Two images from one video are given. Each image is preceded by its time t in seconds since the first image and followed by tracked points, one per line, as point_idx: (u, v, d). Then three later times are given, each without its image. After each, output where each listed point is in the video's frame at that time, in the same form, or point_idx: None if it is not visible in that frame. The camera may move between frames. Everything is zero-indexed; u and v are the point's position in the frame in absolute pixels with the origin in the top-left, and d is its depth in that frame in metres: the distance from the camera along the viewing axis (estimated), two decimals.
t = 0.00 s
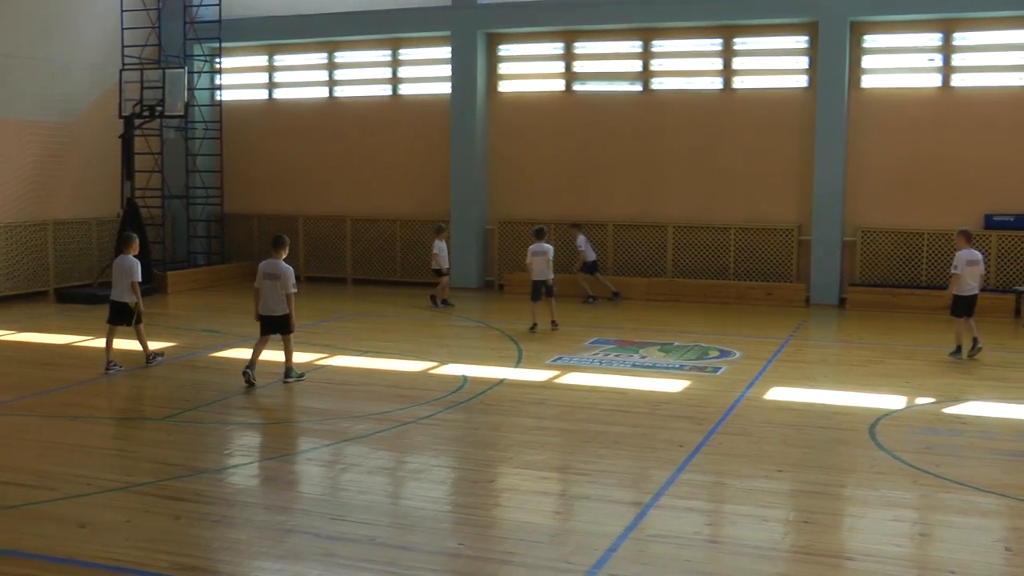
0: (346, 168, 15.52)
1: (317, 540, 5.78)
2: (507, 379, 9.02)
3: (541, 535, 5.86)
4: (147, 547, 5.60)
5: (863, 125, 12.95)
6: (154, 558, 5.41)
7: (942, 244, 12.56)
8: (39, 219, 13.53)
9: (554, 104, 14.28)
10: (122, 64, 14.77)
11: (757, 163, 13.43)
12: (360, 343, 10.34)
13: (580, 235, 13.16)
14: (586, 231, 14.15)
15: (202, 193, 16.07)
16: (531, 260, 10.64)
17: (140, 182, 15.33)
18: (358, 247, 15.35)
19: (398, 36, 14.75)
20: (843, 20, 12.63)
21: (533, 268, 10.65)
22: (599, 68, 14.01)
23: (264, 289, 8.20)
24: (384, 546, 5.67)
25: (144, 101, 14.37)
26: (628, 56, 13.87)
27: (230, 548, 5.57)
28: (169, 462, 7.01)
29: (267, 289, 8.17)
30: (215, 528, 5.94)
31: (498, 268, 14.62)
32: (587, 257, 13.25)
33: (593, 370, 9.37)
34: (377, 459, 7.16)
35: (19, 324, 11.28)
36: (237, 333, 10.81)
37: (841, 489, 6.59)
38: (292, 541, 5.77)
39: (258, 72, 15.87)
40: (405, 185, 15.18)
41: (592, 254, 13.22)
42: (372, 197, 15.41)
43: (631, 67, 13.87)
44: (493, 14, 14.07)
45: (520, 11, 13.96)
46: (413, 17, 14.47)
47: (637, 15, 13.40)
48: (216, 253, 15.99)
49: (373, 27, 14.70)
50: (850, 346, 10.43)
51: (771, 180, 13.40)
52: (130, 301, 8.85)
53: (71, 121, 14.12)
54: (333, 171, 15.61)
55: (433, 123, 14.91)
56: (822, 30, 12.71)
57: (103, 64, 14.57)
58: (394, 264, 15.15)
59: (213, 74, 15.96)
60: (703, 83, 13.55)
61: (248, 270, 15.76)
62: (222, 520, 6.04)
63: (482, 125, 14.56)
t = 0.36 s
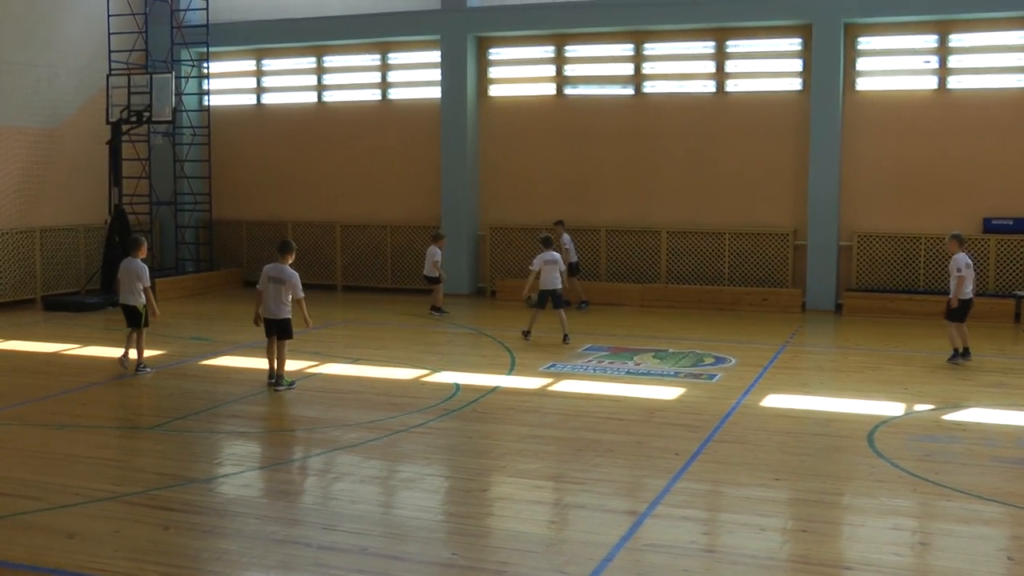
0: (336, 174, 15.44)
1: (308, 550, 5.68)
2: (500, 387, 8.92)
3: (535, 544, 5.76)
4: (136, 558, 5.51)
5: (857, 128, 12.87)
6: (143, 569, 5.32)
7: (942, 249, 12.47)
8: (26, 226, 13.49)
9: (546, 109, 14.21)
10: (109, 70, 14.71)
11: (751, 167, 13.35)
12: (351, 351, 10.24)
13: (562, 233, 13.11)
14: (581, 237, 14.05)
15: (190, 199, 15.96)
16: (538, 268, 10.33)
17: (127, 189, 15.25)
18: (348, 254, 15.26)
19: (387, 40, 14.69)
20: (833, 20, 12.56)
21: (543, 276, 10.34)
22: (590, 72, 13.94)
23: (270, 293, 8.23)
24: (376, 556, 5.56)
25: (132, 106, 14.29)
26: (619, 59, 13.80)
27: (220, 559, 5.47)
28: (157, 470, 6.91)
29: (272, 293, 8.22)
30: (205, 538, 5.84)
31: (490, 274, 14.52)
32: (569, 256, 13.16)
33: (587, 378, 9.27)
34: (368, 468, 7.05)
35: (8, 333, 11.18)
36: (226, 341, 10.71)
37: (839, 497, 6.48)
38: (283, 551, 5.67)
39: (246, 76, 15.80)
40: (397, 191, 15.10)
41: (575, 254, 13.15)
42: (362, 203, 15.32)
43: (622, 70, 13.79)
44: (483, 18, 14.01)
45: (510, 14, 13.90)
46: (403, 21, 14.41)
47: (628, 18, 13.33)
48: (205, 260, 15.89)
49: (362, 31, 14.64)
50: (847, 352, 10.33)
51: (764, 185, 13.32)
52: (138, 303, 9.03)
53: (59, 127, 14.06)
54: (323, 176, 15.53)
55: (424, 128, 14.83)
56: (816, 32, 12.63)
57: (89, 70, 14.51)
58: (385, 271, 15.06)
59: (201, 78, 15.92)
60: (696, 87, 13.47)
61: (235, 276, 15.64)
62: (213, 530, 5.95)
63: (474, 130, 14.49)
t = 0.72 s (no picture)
0: (348, 181, 15.38)
1: (318, 561, 5.58)
2: (513, 397, 8.81)
3: (549, 557, 5.64)
4: (145, 568, 5.44)
5: (875, 135, 12.74)
6: None
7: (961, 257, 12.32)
8: (35, 233, 13.46)
9: (559, 115, 14.12)
10: (119, 75, 14.72)
11: (767, 174, 13.23)
12: (361, 360, 10.15)
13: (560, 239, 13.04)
14: (594, 244, 13.95)
15: (200, 207, 15.95)
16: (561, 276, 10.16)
17: (138, 196, 15.25)
18: (360, 262, 15.20)
19: (399, 46, 14.65)
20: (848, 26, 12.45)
21: (563, 283, 10.20)
22: (605, 79, 13.85)
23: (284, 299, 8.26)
24: (388, 568, 5.46)
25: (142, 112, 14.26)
26: (634, 65, 13.71)
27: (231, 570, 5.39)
28: (165, 480, 6.83)
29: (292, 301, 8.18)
30: (215, 549, 5.75)
31: (503, 283, 14.43)
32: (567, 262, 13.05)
33: (601, 388, 9.15)
34: (380, 479, 6.95)
35: (17, 340, 11.15)
36: (236, 350, 10.65)
37: (858, 510, 6.35)
38: (294, 562, 5.58)
39: (257, 83, 15.78)
40: (409, 198, 15.03)
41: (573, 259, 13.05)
42: (374, 210, 15.26)
43: (637, 76, 13.70)
44: (495, 24, 13.96)
45: (524, 20, 13.84)
46: (415, 27, 14.38)
47: (642, 25, 13.26)
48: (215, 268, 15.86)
49: (374, 37, 14.61)
50: (865, 362, 10.18)
51: (780, 192, 13.20)
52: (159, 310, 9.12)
53: (69, 134, 14.07)
54: (335, 183, 15.47)
55: (436, 135, 14.76)
56: (834, 38, 12.52)
57: (100, 76, 14.52)
58: (397, 279, 14.99)
59: (212, 85, 15.91)
60: (712, 93, 13.36)
61: (245, 283, 15.59)
62: (223, 541, 5.86)
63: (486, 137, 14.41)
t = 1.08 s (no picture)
0: (359, 180, 15.31)
1: (327, 564, 5.50)
2: (525, 399, 8.71)
3: (561, 560, 5.55)
4: (154, 570, 5.37)
5: (893, 134, 12.60)
6: None
7: (980, 259, 12.18)
8: (42, 232, 13.44)
9: (573, 114, 14.02)
10: (128, 73, 14.70)
11: (783, 174, 13.10)
12: (372, 361, 10.07)
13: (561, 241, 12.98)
14: (608, 245, 13.84)
15: (210, 205, 15.90)
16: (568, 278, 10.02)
17: (147, 195, 15.22)
18: (372, 262, 15.12)
19: (411, 44, 14.58)
20: (864, 22, 12.31)
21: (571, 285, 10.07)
22: (619, 77, 13.74)
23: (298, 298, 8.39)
24: (398, 572, 5.37)
25: (151, 110, 14.20)
26: (649, 63, 13.60)
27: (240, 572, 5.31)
28: (174, 481, 6.75)
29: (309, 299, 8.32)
30: (224, 551, 5.68)
31: (515, 283, 14.34)
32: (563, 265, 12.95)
33: (614, 390, 9.05)
34: (390, 481, 6.87)
35: (26, 340, 11.11)
36: (246, 350, 10.58)
37: (875, 515, 6.22)
38: (303, 564, 5.49)
39: (268, 80, 15.71)
40: (421, 198, 14.95)
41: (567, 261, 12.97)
42: (386, 210, 15.19)
43: (652, 75, 13.59)
44: (507, 21, 13.87)
45: (537, 17, 13.75)
46: (427, 24, 14.30)
47: (656, 22, 13.15)
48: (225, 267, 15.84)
49: (385, 35, 14.54)
50: (882, 365, 10.04)
51: (796, 192, 13.07)
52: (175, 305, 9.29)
53: (79, 132, 14.05)
54: (347, 182, 15.40)
55: (449, 134, 14.68)
56: (851, 35, 12.38)
57: (109, 74, 14.49)
58: (409, 280, 14.91)
59: (222, 82, 15.86)
60: (728, 92, 13.24)
61: (255, 283, 15.53)
62: (232, 543, 5.79)
63: (500, 136, 14.33)
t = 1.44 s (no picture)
0: (373, 177, 15.23)
1: (339, 566, 5.41)
2: (539, 399, 8.61)
3: (576, 563, 5.44)
4: (164, 571, 5.29)
5: (913, 131, 12.44)
6: None
7: (1001, 258, 12.05)
8: (52, 230, 13.43)
9: (589, 111, 13.91)
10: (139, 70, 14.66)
11: (801, 172, 12.96)
12: (385, 361, 9.99)
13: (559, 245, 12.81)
14: (623, 243, 13.74)
15: (221, 203, 15.86)
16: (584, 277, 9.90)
17: (158, 192, 15.20)
18: (385, 261, 15.05)
19: (424, 40, 14.49)
20: (883, 17, 12.17)
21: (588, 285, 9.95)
22: (635, 73, 13.62)
23: (323, 295, 8.53)
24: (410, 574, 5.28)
25: (162, 108, 14.14)
26: (666, 59, 13.47)
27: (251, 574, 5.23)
28: (184, 482, 6.67)
29: (339, 296, 8.46)
30: (235, 552, 5.60)
31: (530, 282, 14.24)
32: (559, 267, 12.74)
33: (629, 391, 8.93)
34: (403, 482, 6.78)
35: (38, 338, 11.08)
36: (258, 349, 10.51)
37: (895, 518, 6.10)
38: (314, 566, 5.41)
39: (280, 77, 15.66)
40: (435, 196, 14.87)
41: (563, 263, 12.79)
42: (400, 208, 15.11)
43: (669, 71, 13.46)
44: (521, 17, 13.76)
45: (551, 13, 13.64)
46: (440, 20, 14.21)
47: (673, 18, 13.02)
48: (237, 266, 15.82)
49: (399, 31, 14.47)
50: (902, 366, 9.90)
51: (814, 190, 12.93)
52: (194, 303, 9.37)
53: (90, 130, 14.02)
54: (360, 180, 15.32)
55: (463, 131, 14.59)
56: (871, 30, 12.23)
57: (120, 71, 14.46)
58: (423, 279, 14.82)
59: (234, 79, 15.82)
60: (746, 88, 13.11)
61: (267, 282, 15.47)
62: (243, 544, 5.71)
63: (515, 133, 14.23)
